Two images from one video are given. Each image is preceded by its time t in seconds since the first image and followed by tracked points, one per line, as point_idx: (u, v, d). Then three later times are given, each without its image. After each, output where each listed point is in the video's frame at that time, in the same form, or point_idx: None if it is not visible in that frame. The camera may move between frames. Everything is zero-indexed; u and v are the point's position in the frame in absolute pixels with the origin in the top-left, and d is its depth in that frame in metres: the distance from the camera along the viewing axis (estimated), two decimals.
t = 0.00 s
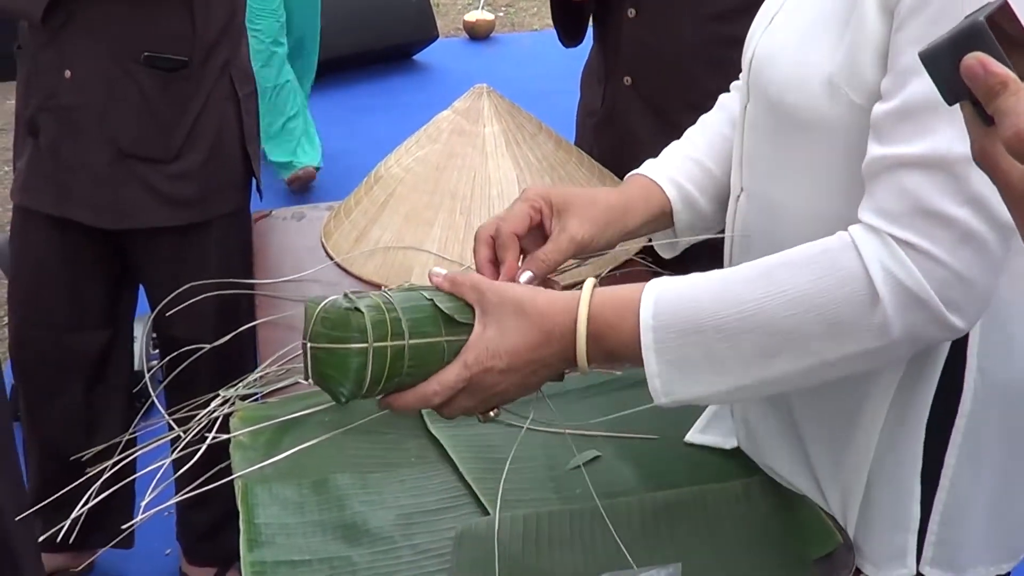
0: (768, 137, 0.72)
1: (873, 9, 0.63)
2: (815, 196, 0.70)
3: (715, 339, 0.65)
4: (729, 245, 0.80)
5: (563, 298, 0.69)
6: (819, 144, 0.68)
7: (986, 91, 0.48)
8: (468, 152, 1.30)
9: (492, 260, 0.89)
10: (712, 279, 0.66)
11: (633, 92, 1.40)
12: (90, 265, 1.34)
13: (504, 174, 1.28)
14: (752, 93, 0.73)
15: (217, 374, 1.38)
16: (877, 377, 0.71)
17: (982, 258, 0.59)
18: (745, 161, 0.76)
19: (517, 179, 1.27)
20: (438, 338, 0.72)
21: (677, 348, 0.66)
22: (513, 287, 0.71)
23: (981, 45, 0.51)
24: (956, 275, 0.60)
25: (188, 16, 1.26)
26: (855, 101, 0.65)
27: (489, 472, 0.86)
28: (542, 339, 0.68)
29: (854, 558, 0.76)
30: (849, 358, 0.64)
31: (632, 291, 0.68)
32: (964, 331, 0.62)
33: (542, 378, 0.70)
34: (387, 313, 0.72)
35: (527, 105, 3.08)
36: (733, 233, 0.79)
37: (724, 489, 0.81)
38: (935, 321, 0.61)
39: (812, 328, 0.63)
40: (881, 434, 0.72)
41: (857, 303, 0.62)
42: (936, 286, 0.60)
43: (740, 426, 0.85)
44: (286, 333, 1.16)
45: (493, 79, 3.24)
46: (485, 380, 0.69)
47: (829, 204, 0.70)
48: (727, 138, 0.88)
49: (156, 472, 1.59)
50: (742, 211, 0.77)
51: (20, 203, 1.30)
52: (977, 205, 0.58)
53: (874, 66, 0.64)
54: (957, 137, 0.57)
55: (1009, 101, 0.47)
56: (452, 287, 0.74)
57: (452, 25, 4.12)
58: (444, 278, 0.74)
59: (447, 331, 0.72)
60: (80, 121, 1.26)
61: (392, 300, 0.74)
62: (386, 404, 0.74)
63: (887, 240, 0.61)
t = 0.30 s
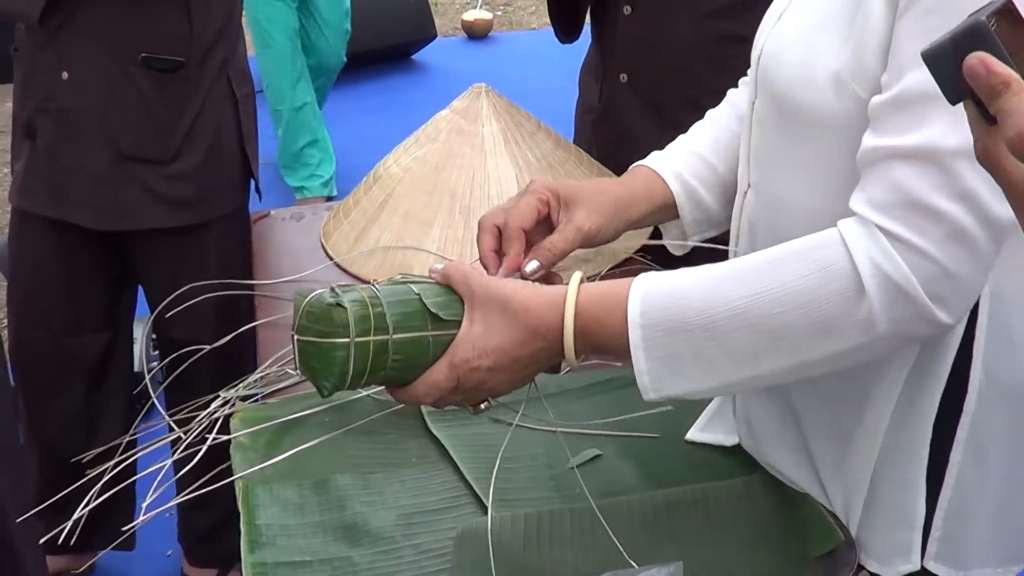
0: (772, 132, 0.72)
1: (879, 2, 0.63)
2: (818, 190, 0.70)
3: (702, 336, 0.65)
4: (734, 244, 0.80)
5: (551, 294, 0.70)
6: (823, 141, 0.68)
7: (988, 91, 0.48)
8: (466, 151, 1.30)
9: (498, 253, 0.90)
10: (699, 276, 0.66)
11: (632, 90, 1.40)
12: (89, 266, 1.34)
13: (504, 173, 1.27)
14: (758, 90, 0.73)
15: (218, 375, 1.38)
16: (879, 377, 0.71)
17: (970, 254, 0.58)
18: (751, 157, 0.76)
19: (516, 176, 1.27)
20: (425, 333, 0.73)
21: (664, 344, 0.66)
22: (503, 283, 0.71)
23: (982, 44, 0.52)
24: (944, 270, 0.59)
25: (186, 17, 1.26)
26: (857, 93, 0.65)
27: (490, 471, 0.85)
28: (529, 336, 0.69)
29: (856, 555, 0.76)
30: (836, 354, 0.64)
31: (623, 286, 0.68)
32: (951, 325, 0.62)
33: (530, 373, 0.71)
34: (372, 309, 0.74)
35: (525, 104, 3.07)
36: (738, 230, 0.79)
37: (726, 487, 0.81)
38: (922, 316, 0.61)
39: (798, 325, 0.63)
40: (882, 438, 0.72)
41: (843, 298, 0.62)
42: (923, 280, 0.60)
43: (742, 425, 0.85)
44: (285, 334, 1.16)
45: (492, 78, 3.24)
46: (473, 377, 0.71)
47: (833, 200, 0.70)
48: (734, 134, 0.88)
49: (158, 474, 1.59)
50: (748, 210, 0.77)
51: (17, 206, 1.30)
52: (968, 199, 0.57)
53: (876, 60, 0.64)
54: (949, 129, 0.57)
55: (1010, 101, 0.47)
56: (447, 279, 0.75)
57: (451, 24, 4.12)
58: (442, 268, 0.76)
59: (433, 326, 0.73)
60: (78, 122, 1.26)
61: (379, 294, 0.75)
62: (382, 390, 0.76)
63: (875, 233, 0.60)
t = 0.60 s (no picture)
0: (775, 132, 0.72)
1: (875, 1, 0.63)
2: (821, 189, 0.70)
3: (690, 333, 0.65)
4: (741, 247, 0.79)
5: (537, 290, 0.70)
6: (825, 141, 0.68)
7: (997, 89, 0.49)
8: (467, 153, 1.28)
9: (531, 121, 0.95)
10: (688, 273, 0.65)
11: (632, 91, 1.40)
12: (88, 269, 1.34)
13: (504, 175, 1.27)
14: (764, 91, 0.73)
15: (217, 377, 1.38)
16: (883, 375, 0.72)
17: (960, 251, 0.59)
18: (759, 160, 0.75)
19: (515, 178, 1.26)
20: (410, 329, 0.75)
21: (652, 341, 0.66)
22: (490, 279, 0.72)
23: (990, 43, 0.52)
24: (933, 266, 0.59)
25: (182, 18, 1.26)
26: (855, 92, 0.65)
27: (489, 472, 0.86)
28: (513, 331, 0.69)
29: (857, 555, 0.76)
30: (826, 351, 0.64)
31: (607, 284, 0.68)
32: (941, 323, 0.62)
33: (515, 368, 0.72)
34: (355, 308, 0.75)
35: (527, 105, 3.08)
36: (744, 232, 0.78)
37: (725, 488, 0.82)
38: (913, 313, 0.61)
39: (788, 322, 0.63)
40: (884, 440, 0.72)
41: (832, 294, 0.62)
42: (914, 276, 0.60)
43: (743, 425, 0.85)
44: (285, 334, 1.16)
45: (492, 80, 3.24)
46: (458, 370, 0.73)
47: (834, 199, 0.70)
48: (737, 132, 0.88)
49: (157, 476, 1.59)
50: (755, 213, 0.77)
51: (15, 208, 1.30)
52: (958, 194, 0.57)
53: (872, 56, 0.64)
54: (942, 124, 0.57)
55: (1020, 100, 0.48)
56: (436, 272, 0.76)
57: (451, 25, 4.12)
58: (432, 261, 0.76)
59: (418, 322, 0.75)
60: (75, 125, 1.26)
61: (362, 290, 0.77)
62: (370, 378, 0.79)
63: (867, 230, 0.60)
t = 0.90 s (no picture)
0: (773, 128, 0.72)
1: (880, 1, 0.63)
2: (823, 187, 0.70)
3: (695, 325, 0.65)
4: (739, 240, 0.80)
5: (549, 274, 0.69)
6: (825, 138, 0.68)
7: (1009, 89, 0.49)
8: (465, 153, 1.30)
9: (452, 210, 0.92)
10: (693, 264, 0.65)
11: (631, 91, 1.39)
12: (85, 273, 1.34)
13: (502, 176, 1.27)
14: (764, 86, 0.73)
15: (216, 379, 1.38)
16: (884, 373, 0.71)
17: (966, 246, 0.58)
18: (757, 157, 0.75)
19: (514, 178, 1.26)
20: (419, 300, 0.75)
21: (658, 333, 0.66)
22: (505, 260, 0.71)
23: (1003, 41, 0.52)
24: (939, 262, 0.59)
25: (178, 21, 1.25)
26: (858, 89, 0.65)
27: (489, 474, 0.85)
28: (520, 315, 0.69)
29: (861, 556, 0.76)
30: (831, 346, 0.63)
31: (616, 272, 0.68)
32: (946, 320, 0.62)
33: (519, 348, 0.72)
34: (366, 274, 0.76)
35: (526, 105, 3.07)
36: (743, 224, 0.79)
37: (727, 489, 0.82)
38: (917, 308, 0.60)
39: (792, 315, 0.63)
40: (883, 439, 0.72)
41: (837, 289, 0.61)
42: (919, 271, 0.59)
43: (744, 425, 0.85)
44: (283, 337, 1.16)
45: (491, 80, 3.24)
46: (461, 344, 0.74)
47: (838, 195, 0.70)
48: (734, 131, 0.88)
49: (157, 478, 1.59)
50: (754, 209, 0.77)
51: (13, 212, 1.30)
52: (964, 191, 0.56)
53: (875, 54, 0.64)
54: (949, 120, 0.57)
55: None
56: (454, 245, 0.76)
57: (450, 25, 4.11)
58: (452, 234, 0.76)
59: (428, 294, 0.75)
60: (71, 129, 1.26)
61: (375, 256, 0.77)
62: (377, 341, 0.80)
63: (872, 225, 0.60)
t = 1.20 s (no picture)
0: (778, 123, 0.71)
1: None
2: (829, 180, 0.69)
3: (680, 267, 0.64)
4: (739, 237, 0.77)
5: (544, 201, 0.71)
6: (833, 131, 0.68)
7: (1012, 85, 0.50)
8: (465, 150, 1.30)
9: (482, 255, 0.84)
10: (686, 214, 0.65)
11: (632, 89, 1.39)
12: (85, 274, 1.34)
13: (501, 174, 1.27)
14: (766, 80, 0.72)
15: (217, 379, 1.38)
16: (886, 373, 0.71)
17: (962, 229, 0.57)
18: (757, 148, 0.74)
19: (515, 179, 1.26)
20: (416, 219, 0.80)
21: (644, 271, 0.66)
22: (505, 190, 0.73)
23: (1004, 37, 0.51)
24: (934, 245, 0.58)
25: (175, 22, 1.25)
26: (873, 76, 0.65)
27: (489, 474, 0.85)
28: (508, 238, 0.70)
29: (864, 552, 0.76)
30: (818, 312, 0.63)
31: (612, 211, 0.68)
32: (936, 305, 0.61)
33: (513, 287, 0.72)
34: (370, 183, 0.80)
35: (529, 105, 3.07)
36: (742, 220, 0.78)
37: (729, 488, 0.81)
38: (909, 291, 0.60)
39: (781, 276, 0.62)
40: (892, 437, 0.71)
41: (828, 258, 0.61)
42: (913, 253, 0.59)
43: (745, 421, 0.84)
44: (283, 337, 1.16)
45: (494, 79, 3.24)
46: (449, 267, 0.74)
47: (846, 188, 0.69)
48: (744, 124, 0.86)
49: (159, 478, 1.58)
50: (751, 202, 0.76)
51: (13, 214, 1.30)
52: (965, 174, 0.56)
53: (884, 49, 0.64)
54: (954, 100, 0.56)
55: None
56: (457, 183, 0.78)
57: (452, 24, 4.11)
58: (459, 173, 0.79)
59: (425, 215, 0.80)
60: (69, 130, 1.25)
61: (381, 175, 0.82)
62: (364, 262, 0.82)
63: (871, 201, 0.59)
